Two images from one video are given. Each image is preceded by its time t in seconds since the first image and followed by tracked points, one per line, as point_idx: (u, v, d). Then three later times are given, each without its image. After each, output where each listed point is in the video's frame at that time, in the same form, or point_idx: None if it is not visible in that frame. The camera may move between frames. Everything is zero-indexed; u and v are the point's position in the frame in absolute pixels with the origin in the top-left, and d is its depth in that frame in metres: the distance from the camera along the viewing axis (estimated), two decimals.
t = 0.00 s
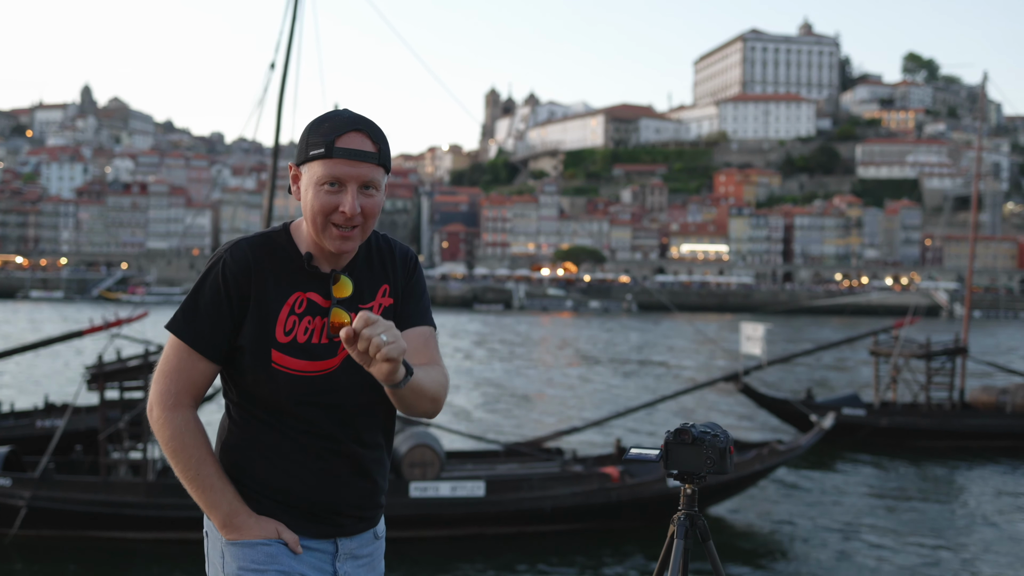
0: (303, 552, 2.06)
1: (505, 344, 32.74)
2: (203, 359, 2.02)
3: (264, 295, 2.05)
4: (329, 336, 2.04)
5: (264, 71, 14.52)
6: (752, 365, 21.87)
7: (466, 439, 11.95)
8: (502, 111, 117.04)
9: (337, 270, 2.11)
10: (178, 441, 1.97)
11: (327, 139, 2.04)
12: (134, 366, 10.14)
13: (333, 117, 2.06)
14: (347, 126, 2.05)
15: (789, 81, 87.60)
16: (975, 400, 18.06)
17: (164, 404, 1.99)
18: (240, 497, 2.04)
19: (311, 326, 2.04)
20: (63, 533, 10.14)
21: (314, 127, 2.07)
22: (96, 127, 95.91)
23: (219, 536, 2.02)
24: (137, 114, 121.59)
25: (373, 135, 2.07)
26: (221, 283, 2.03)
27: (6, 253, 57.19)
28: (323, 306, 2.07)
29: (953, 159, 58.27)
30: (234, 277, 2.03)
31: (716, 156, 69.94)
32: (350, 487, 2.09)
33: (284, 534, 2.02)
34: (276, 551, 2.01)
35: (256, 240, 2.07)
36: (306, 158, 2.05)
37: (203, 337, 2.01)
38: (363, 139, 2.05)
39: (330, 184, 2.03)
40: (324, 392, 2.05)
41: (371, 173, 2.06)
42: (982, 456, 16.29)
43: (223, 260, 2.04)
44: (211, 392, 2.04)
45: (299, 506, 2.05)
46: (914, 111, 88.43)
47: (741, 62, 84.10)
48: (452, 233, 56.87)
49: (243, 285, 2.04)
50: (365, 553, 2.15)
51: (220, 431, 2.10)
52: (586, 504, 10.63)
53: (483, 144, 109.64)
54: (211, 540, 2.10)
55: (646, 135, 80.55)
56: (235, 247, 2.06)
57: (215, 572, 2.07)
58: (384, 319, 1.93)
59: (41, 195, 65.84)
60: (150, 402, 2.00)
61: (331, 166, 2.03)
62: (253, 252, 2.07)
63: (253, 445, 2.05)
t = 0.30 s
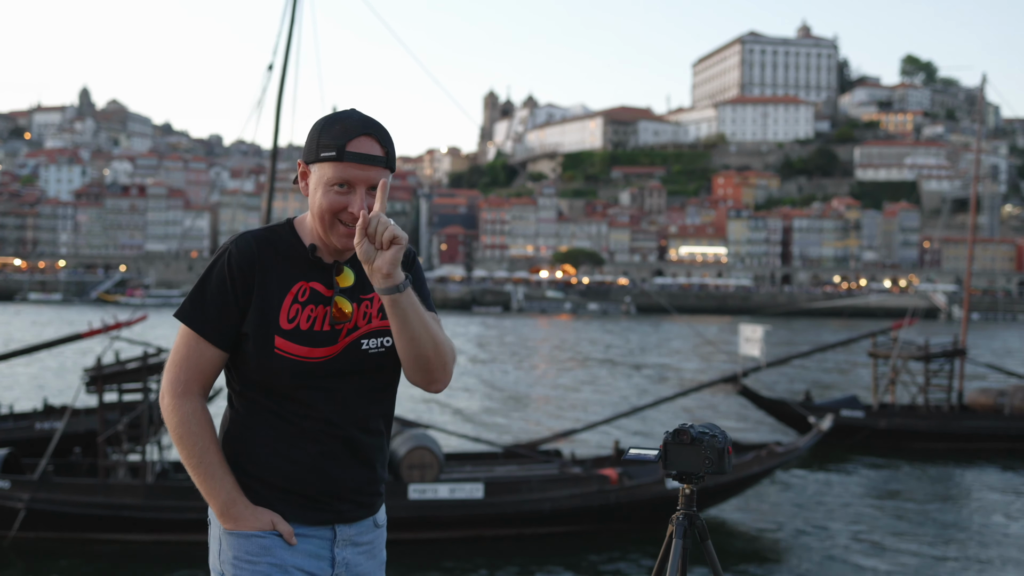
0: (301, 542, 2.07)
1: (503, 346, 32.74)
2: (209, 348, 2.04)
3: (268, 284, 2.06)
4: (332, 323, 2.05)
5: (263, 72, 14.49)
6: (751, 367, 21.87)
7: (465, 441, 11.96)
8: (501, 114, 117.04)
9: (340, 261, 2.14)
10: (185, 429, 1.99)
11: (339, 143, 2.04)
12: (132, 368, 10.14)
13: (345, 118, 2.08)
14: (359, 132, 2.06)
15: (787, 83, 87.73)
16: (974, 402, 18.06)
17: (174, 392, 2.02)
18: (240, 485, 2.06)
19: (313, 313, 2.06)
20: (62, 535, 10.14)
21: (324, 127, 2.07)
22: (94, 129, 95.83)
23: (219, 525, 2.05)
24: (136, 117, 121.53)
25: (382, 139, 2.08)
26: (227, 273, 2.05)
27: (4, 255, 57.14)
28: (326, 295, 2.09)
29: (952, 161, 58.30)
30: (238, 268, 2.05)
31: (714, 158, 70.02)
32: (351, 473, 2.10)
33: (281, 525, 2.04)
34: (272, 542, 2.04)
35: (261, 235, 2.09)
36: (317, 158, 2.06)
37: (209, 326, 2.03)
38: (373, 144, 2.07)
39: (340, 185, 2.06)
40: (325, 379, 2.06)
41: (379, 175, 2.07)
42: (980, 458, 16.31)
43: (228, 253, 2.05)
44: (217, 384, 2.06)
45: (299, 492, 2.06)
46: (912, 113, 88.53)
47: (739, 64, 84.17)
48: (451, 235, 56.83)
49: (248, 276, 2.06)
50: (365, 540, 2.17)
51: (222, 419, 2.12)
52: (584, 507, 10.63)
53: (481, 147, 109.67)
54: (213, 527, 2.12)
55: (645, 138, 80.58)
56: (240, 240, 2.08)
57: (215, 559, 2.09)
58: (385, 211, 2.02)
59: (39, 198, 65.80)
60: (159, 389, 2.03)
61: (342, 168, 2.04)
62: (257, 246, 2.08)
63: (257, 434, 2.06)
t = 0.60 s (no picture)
0: (302, 540, 2.07)
1: (503, 346, 32.73)
2: (210, 350, 2.04)
3: (265, 287, 2.06)
4: (329, 324, 2.05)
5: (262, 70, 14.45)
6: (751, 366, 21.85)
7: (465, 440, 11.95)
8: (500, 113, 117.09)
9: (339, 264, 2.13)
10: (189, 431, 2.00)
11: (338, 149, 2.03)
12: (132, 368, 10.12)
13: (342, 125, 2.06)
14: (357, 138, 2.05)
15: (787, 82, 87.76)
16: (973, 401, 18.06)
17: (177, 394, 2.02)
18: (242, 487, 2.06)
19: (312, 314, 2.06)
20: (62, 535, 10.14)
21: (321, 134, 2.07)
22: (94, 129, 95.82)
23: (222, 526, 2.05)
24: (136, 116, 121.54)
25: (379, 145, 2.08)
26: (226, 276, 2.05)
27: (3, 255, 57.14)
28: (324, 296, 2.08)
29: (952, 160, 58.31)
30: (236, 271, 2.06)
31: (714, 158, 70.05)
32: (352, 469, 2.10)
33: (281, 524, 2.04)
34: (273, 542, 2.04)
35: (259, 236, 2.08)
36: (315, 163, 2.05)
37: (209, 328, 2.04)
38: (371, 151, 2.06)
39: (338, 190, 2.04)
40: (325, 380, 2.06)
41: (376, 182, 2.07)
42: (979, 458, 16.30)
43: (227, 254, 2.05)
44: (218, 384, 2.06)
45: (300, 491, 2.07)
46: (912, 112, 88.51)
47: (739, 63, 84.17)
48: (451, 235, 56.87)
49: (247, 277, 2.06)
50: (369, 533, 2.17)
51: (225, 420, 2.11)
52: (583, 506, 10.63)
53: (481, 146, 109.69)
54: (217, 527, 2.11)
55: (645, 138, 80.54)
56: (238, 243, 2.07)
57: (218, 557, 2.09)
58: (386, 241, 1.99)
59: (39, 198, 65.87)
60: (162, 392, 2.04)
61: (339, 174, 2.03)
62: (255, 248, 2.08)
63: (259, 435, 2.06)
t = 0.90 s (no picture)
0: (302, 539, 2.07)
1: (502, 346, 32.73)
2: (210, 345, 2.04)
3: (264, 283, 2.06)
4: (329, 318, 2.04)
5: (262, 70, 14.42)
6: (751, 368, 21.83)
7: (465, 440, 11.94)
8: (501, 114, 117.05)
9: (338, 258, 2.12)
10: (188, 426, 2.00)
11: (321, 132, 2.06)
12: (133, 368, 10.13)
13: (329, 114, 2.09)
14: (342, 121, 2.07)
15: (787, 83, 87.77)
16: (974, 402, 18.06)
17: (176, 391, 2.03)
18: (242, 483, 2.07)
19: (312, 308, 2.04)
20: (63, 535, 10.15)
21: (311, 121, 2.08)
22: (94, 129, 95.79)
23: (221, 522, 2.05)
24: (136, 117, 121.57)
25: (364, 127, 2.07)
26: (226, 271, 2.05)
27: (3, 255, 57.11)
28: (322, 291, 2.07)
29: (952, 161, 58.27)
30: (238, 265, 2.06)
31: (714, 158, 70.05)
32: (353, 471, 2.09)
33: (282, 522, 2.04)
34: (272, 539, 2.04)
35: (260, 233, 2.09)
36: (303, 150, 2.06)
37: (211, 325, 2.04)
38: (356, 132, 2.06)
39: (324, 173, 2.05)
40: (326, 376, 2.06)
41: (363, 162, 2.07)
42: (980, 459, 16.29)
43: (227, 252, 2.06)
44: (220, 382, 2.07)
45: (301, 490, 2.07)
46: (912, 113, 88.52)
47: (740, 64, 84.18)
48: (451, 236, 56.92)
49: (247, 274, 2.06)
50: (367, 537, 2.16)
51: (225, 417, 2.11)
52: (583, 506, 10.63)
53: (481, 146, 109.69)
54: (215, 524, 2.12)
55: (646, 138, 80.50)
56: (239, 240, 2.08)
57: (218, 555, 2.09)
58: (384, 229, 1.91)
59: (39, 198, 65.89)
60: (161, 389, 2.04)
61: (326, 156, 2.04)
62: (255, 245, 2.09)
63: (258, 431, 2.06)
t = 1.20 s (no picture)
0: (302, 543, 2.08)
1: (503, 346, 32.75)
2: (208, 345, 2.05)
3: (265, 283, 2.07)
4: (330, 317, 2.04)
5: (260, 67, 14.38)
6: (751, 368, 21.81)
7: (465, 440, 11.94)
8: (501, 114, 117.07)
9: (339, 256, 2.13)
10: (187, 426, 2.01)
11: (318, 127, 2.06)
12: (132, 367, 10.11)
13: (328, 107, 2.08)
14: (341, 114, 2.06)
15: (788, 83, 87.82)
16: (974, 403, 18.07)
17: (172, 389, 2.04)
18: (240, 481, 2.07)
19: (313, 307, 2.05)
20: (63, 535, 10.15)
21: (310, 116, 2.09)
22: (94, 129, 95.79)
23: (221, 523, 2.06)
24: (137, 117, 121.61)
25: (366, 121, 2.08)
26: (226, 272, 2.06)
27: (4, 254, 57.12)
28: (325, 287, 2.06)
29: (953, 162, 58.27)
30: (237, 266, 2.06)
31: (714, 159, 70.10)
32: (352, 476, 2.09)
33: (281, 523, 2.04)
34: (273, 542, 2.04)
35: (259, 232, 2.10)
36: (302, 143, 2.07)
37: (208, 326, 2.05)
38: (354, 126, 2.07)
39: (323, 167, 2.05)
40: (327, 381, 2.06)
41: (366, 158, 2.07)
42: (980, 459, 16.30)
43: (226, 251, 2.07)
44: (217, 384, 2.07)
45: (300, 494, 2.08)
46: (913, 113, 88.56)
47: (740, 64, 84.20)
48: (451, 236, 56.96)
49: (246, 276, 2.06)
50: (366, 545, 2.16)
51: (226, 419, 2.12)
52: (583, 506, 10.64)
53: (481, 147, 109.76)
54: (214, 524, 2.12)
55: (646, 138, 80.51)
56: (239, 239, 2.08)
57: (217, 556, 2.09)
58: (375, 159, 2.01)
59: (39, 198, 65.94)
60: (161, 386, 2.05)
61: (323, 150, 2.05)
62: (255, 244, 2.10)
63: (255, 434, 2.07)
